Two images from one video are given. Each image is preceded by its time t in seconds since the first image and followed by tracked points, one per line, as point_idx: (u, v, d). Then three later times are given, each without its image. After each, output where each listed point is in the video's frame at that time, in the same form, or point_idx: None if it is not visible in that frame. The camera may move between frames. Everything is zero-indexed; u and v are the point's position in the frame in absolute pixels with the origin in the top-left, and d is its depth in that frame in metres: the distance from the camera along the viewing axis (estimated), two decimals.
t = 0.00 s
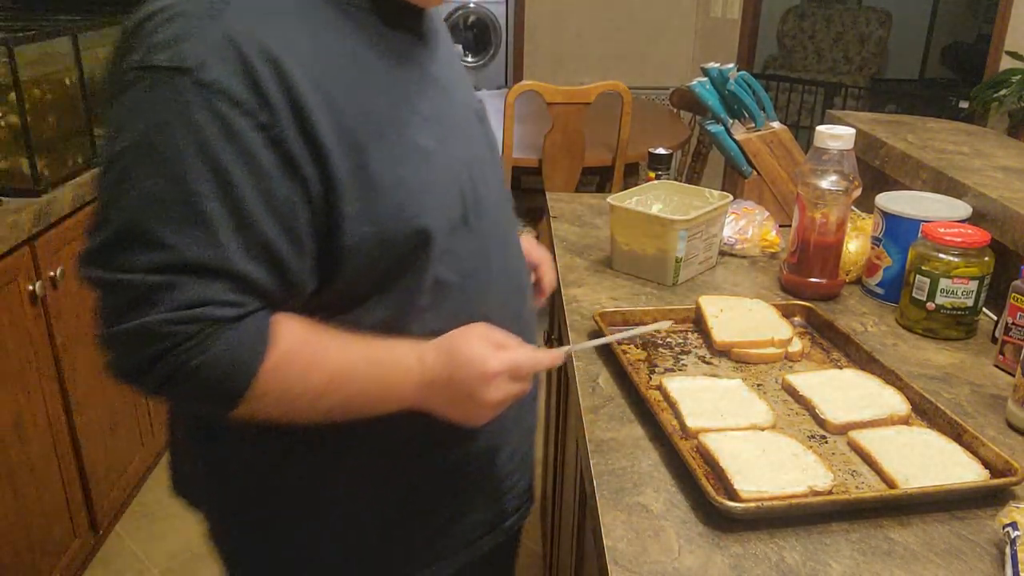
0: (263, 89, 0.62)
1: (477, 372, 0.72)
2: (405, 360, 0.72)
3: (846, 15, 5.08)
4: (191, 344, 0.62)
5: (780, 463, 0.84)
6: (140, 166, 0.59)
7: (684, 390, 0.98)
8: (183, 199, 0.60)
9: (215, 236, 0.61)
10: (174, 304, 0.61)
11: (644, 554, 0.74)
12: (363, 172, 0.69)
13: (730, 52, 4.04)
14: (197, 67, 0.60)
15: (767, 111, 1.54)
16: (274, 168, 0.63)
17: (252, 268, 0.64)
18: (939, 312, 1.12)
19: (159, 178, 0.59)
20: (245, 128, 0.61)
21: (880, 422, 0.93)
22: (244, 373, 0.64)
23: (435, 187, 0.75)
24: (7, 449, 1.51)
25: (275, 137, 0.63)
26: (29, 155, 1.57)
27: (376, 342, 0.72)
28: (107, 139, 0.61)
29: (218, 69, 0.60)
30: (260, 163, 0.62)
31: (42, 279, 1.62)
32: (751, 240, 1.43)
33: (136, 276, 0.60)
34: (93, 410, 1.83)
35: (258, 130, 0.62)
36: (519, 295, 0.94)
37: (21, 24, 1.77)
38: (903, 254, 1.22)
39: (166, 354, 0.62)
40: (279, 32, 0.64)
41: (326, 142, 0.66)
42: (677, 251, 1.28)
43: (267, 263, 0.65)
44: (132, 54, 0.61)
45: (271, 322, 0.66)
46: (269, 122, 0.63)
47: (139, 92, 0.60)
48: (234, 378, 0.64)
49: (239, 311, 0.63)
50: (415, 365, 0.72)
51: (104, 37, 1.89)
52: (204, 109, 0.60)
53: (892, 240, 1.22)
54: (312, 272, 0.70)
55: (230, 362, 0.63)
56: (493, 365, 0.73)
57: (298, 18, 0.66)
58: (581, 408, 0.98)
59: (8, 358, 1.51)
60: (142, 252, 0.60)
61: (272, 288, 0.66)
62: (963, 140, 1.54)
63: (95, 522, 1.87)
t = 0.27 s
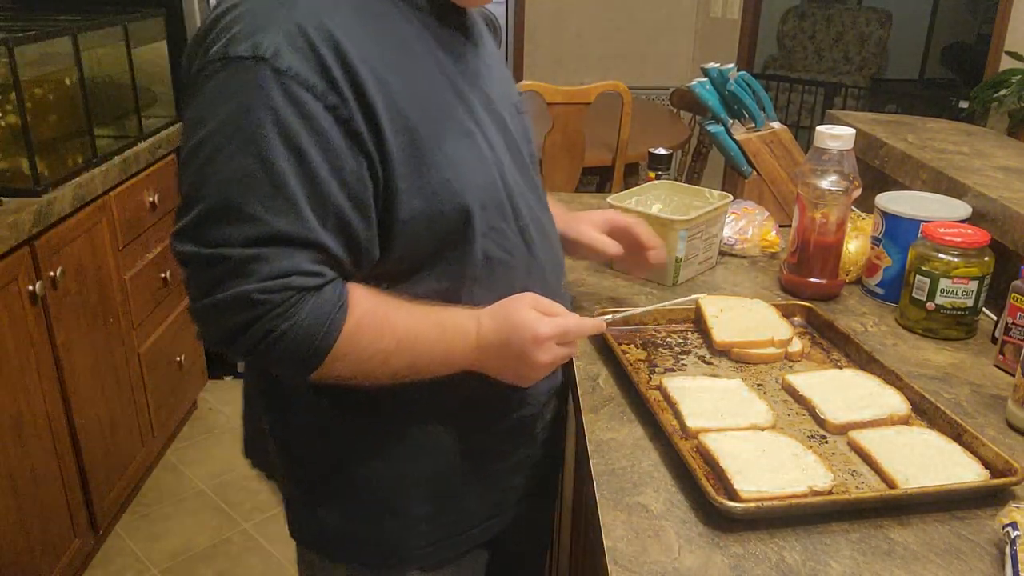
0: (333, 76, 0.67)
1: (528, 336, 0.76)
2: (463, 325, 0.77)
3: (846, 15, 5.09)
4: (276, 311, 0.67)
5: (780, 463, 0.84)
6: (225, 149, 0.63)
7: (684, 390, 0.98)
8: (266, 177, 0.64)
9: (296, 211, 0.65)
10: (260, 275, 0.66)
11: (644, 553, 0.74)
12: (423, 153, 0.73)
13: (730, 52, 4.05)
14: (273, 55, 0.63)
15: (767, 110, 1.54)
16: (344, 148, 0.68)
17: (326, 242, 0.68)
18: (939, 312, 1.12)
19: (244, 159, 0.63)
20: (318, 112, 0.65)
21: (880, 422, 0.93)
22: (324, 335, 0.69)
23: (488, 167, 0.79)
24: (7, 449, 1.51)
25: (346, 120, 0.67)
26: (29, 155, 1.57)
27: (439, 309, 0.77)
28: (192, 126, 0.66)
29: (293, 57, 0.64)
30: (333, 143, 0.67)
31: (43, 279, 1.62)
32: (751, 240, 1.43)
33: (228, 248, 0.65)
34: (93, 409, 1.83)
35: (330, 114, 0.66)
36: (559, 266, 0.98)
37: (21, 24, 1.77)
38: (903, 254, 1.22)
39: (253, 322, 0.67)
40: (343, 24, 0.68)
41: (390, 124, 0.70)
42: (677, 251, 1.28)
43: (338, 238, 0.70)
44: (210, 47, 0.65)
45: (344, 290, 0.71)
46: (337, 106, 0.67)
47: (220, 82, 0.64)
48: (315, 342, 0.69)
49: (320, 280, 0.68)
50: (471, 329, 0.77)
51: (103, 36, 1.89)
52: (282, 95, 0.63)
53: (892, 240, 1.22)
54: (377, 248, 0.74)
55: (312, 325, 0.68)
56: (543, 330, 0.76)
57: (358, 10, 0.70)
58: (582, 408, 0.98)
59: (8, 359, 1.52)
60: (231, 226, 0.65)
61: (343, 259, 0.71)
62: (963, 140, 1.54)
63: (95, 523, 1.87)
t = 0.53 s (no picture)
0: (349, 65, 0.68)
1: (533, 338, 0.76)
2: (469, 325, 0.77)
3: (846, 15, 5.09)
4: (282, 299, 0.67)
5: (779, 463, 0.84)
6: (237, 134, 0.64)
7: (684, 390, 0.98)
8: (276, 164, 0.64)
9: (305, 198, 0.66)
10: (267, 262, 0.66)
11: (644, 554, 0.74)
12: (434, 143, 0.74)
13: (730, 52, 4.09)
14: (290, 42, 0.64)
15: (767, 110, 1.54)
16: (356, 137, 0.68)
17: (334, 230, 0.69)
18: (939, 312, 1.12)
19: (255, 143, 0.64)
20: (331, 99, 0.66)
21: (880, 422, 0.93)
22: (328, 326, 0.70)
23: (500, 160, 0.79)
24: (7, 449, 1.51)
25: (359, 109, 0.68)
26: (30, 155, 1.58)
27: (445, 306, 0.78)
28: (207, 111, 0.66)
29: (309, 44, 0.65)
30: (345, 131, 0.67)
31: (43, 279, 1.62)
32: (751, 240, 1.43)
33: (234, 234, 0.65)
34: (93, 409, 1.83)
35: (343, 102, 0.67)
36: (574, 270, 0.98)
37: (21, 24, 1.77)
38: (903, 254, 1.22)
39: (258, 310, 0.68)
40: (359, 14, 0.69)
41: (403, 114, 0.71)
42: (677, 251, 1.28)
43: (347, 227, 0.70)
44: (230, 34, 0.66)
45: (350, 281, 0.72)
46: (351, 95, 0.68)
47: (236, 67, 0.64)
48: (320, 333, 0.70)
49: (326, 271, 0.69)
50: (476, 328, 0.77)
51: (103, 36, 1.89)
52: (296, 81, 0.64)
53: (892, 240, 1.22)
54: (387, 239, 0.75)
55: (316, 316, 0.69)
56: (549, 331, 0.76)
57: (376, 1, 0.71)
58: (582, 408, 0.98)
59: (9, 359, 1.52)
60: (239, 211, 0.65)
61: (350, 249, 0.71)
62: (963, 140, 1.54)
63: (95, 522, 1.87)
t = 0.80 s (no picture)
0: (353, 78, 0.66)
1: (537, 358, 0.74)
2: (471, 344, 0.75)
3: (846, 15, 5.09)
4: (277, 320, 0.65)
5: (779, 463, 0.84)
6: (234, 146, 0.62)
7: (684, 391, 0.98)
8: (274, 178, 0.63)
9: (303, 215, 0.64)
10: (261, 281, 0.64)
11: (644, 554, 0.74)
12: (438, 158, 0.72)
13: (730, 52, 4.06)
14: (292, 53, 0.63)
15: (767, 110, 1.54)
16: (358, 151, 0.67)
17: (333, 248, 0.67)
18: (939, 312, 1.12)
19: (253, 157, 0.62)
20: (333, 113, 0.65)
21: (880, 422, 0.93)
22: (324, 347, 0.68)
23: (506, 176, 0.78)
24: (7, 449, 1.51)
25: (361, 122, 0.67)
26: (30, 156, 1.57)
27: (447, 325, 0.76)
28: (204, 121, 0.65)
29: (312, 55, 0.64)
30: (346, 146, 0.66)
31: (42, 279, 1.62)
32: (751, 240, 1.43)
33: (228, 252, 0.64)
34: (93, 409, 1.83)
35: (345, 116, 0.66)
36: (588, 287, 0.96)
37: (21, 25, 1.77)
38: (903, 254, 1.22)
39: (251, 331, 0.66)
40: (364, 25, 0.68)
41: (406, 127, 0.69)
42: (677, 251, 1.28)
43: (346, 244, 0.68)
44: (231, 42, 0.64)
45: (349, 300, 0.70)
46: (355, 109, 0.66)
47: (235, 77, 0.63)
48: (315, 354, 0.68)
49: (323, 291, 0.67)
50: (479, 347, 0.76)
51: (103, 36, 1.89)
52: (297, 94, 0.63)
53: (892, 240, 1.22)
54: (388, 254, 0.73)
55: (311, 337, 0.67)
56: (553, 351, 0.75)
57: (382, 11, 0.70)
58: (582, 408, 0.97)
59: (8, 360, 1.52)
60: (234, 228, 0.64)
61: (350, 267, 0.70)
62: (963, 140, 1.54)
63: (95, 523, 1.87)
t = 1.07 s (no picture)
0: (367, 95, 0.66)
1: (552, 378, 0.74)
2: (484, 364, 0.75)
3: (846, 15, 5.09)
4: (288, 343, 0.65)
5: (779, 463, 0.84)
6: (246, 165, 0.62)
7: (684, 390, 0.98)
8: (287, 197, 0.62)
9: (316, 236, 0.64)
10: (273, 303, 0.64)
11: (644, 554, 0.74)
12: (452, 177, 0.72)
13: (730, 52, 4.06)
14: (305, 70, 0.62)
15: (767, 110, 1.54)
16: (371, 169, 0.66)
17: (345, 268, 0.67)
18: (939, 312, 1.12)
19: (266, 177, 0.62)
20: (347, 130, 0.64)
21: (880, 422, 0.93)
22: (338, 371, 0.68)
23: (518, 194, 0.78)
24: (7, 450, 1.51)
25: (375, 141, 0.66)
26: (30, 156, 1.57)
27: (459, 344, 0.76)
28: (214, 137, 0.64)
29: (326, 72, 0.63)
30: (360, 164, 0.65)
31: (42, 279, 1.62)
32: (751, 240, 1.42)
33: (240, 274, 0.63)
34: (93, 409, 1.83)
35: (359, 133, 0.65)
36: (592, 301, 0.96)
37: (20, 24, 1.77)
38: (903, 254, 1.22)
39: (262, 354, 0.66)
40: (378, 40, 0.67)
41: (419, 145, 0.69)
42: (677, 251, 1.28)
43: (358, 263, 0.68)
44: (241, 56, 0.64)
45: (360, 321, 0.69)
46: (369, 126, 0.66)
47: (247, 93, 0.62)
48: (326, 378, 0.68)
49: (335, 314, 0.66)
50: (492, 366, 0.75)
51: (103, 36, 1.89)
52: (311, 112, 0.62)
53: (892, 240, 1.22)
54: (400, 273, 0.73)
55: (324, 361, 0.67)
56: (567, 371, 0.75)
57: (395, 26, 0.69)
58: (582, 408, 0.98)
59: (9, 359, 1.52)
60: (246, 249, 0.63)
61: (361, 286, 0.69)
62: (963, 140, 1.54)
63: (95, 523, 1.87)
